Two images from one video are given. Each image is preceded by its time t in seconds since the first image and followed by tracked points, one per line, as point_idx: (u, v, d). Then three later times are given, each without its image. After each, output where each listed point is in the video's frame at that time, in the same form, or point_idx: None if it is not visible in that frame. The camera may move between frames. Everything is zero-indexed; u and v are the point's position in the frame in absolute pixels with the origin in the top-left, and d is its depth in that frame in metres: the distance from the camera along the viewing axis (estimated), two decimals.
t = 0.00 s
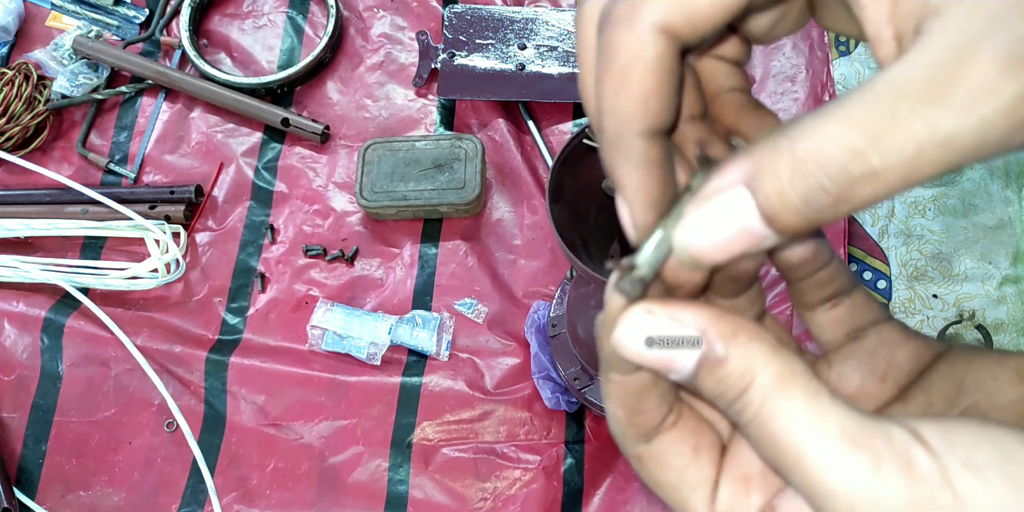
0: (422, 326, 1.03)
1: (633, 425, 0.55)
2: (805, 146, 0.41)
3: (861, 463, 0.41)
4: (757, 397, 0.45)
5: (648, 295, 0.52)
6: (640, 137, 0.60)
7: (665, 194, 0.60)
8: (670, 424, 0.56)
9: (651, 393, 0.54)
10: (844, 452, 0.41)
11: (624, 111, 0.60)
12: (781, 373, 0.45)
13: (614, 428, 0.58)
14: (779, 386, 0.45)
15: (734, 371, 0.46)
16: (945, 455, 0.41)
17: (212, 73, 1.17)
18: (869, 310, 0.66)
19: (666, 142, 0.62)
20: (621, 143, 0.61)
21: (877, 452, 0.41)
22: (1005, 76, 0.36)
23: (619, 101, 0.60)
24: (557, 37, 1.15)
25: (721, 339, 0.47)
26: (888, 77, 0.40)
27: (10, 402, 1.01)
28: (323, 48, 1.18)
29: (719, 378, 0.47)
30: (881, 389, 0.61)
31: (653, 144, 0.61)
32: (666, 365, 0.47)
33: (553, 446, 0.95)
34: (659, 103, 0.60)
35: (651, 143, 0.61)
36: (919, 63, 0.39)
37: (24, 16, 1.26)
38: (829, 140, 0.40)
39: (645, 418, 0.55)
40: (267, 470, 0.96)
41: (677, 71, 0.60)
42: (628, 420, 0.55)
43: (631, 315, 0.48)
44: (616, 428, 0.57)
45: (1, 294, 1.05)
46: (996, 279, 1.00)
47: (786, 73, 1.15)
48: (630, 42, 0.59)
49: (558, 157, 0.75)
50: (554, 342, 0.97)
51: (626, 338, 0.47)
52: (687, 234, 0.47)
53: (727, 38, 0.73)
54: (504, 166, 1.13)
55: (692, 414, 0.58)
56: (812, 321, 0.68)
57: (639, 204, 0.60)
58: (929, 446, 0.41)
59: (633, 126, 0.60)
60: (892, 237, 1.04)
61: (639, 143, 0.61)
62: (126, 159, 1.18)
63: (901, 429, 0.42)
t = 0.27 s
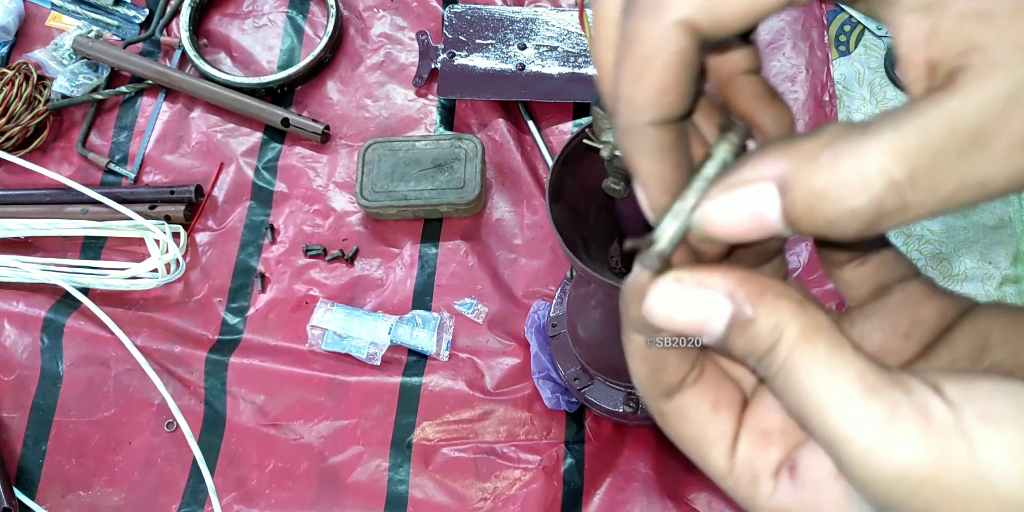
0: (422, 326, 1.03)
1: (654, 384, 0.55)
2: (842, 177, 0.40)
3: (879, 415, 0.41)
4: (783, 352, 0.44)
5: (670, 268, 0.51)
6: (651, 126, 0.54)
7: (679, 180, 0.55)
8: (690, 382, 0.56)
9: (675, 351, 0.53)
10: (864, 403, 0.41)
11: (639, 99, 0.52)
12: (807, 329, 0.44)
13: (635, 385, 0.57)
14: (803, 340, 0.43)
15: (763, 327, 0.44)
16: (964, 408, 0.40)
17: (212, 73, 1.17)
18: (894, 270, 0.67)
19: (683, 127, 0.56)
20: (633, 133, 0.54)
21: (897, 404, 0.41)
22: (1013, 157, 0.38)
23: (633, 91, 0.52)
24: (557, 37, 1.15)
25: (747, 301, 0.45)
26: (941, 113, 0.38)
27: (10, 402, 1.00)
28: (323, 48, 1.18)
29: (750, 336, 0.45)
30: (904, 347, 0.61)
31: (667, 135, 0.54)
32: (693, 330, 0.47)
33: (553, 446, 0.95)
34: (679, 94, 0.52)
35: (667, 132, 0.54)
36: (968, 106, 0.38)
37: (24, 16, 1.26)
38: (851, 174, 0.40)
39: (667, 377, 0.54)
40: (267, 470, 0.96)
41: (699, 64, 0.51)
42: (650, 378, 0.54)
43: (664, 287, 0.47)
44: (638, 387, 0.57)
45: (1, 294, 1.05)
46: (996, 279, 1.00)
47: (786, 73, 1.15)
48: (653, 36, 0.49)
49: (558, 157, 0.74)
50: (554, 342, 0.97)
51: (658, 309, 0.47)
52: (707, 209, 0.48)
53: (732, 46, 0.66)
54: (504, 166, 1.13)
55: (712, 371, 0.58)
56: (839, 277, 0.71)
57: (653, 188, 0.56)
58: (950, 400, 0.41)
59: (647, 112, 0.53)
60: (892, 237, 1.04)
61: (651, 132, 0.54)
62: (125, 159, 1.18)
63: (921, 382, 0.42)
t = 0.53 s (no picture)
0: (422, 326, 1.03)
1: (663, 404, 0.53)
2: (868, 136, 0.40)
3: (899, 429, 0.41)
4: (799, 370, 0.44)
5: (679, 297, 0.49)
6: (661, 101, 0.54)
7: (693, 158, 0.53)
8: (700, 402, 0.55)
9: (684, 375, 0.51)
10: (883, 419, 0.41)
11: (647, 76, 0.54)
12: (820, 347, 0.44)
13: (644, 410, 0.55)
14: (818, 358, 0.44)
15: (778, 347, 0.45)
16: (984, 420, 0.40)
17: (212, 73, 1.17)
18: (910, 281, 0.66)
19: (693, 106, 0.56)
20: (644, 111, 0.55)
21: (917, 417, 0.41)
22: None
23: (643, 67, 0.54)
24: (557, 37, 1.15)
25: (760, 321, 0.45)
26: (962, 72, 0.39)
27: (10, 402, 1.01)
28: (323, 48, 1.18)
29: (765, 356, 0.45)
30: (917, 363, 0.62)
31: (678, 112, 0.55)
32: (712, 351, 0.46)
33: (553, 446, 0.95)
34: (686, 69, 0.54)
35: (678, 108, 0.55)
36: (988, 66, 0.39)
37: (24, 16, 1.26)
38: (874, 141, 0.39)
39: (676, 398, 0.53)
40: (267, 471, 0.96)
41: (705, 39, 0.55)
42: (660, 401, 0.53)
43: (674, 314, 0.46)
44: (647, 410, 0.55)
45: (1, 294, 1.05)
46: (996, 279, 1.00)
47: (787, 73, 1.15)
48: (657, 11, 0.53)
49: (558, 157, 0.74)
50: (554, 342, 0.97)
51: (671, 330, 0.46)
52: (727, 188, 0.46)
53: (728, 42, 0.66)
54: (504, 166, 1.13)
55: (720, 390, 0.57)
56: (852, 294, 0.68)
57: (669, 170, 0.54)
58: (970, 413, 0.41)
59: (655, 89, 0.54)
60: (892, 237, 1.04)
61: (662, 108, 0.54)
62: (125, 159, 1.18)
63: (941, 395, 0.42)
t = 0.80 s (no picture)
0: (422, 326, 1.03)
1: (645, 418, 0.53)
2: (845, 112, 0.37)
3: (890, 456, 0.41)
4: (788, 392, 0.44)
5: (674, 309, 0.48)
6: (649, 93, 0.53)
7: (696, 147, 0.53)
8: (680, 413, 0.54)
9: (663, 387, 0.51)
10: (874, 445, 0.41)
11: (630, 72, 0.53)
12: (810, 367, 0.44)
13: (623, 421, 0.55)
14: (808, 379, 0.43)
15: (767, 368, 0.44)
16: (973, 451, 0.41)
17: (212, 73, 1.17)
18: (882, 280, 0.65)
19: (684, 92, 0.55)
20: (635, 106, 0.54)
21: (907, 445, 0.41)
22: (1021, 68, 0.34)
23: (623, 62, 0.53)
24: (557, 38, 1.15)
25: (748, 343, 0.45)
26: (932, 32, 0.35)
27: (10, 402, 1.01)
28: (323, 48, 1.18)
29: (753, 377, 0.45)
30: (894, 363, 0.62)
31: (670, 101, 0.54)
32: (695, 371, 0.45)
33: (553, 446, 0.95)
34: (667, 60, 0.53)
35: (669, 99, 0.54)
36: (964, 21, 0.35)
37: (24, 16, 1.26)
38: (848, 116, 0.36)
39: (656, 411, 0.52)
40: (267, 470, 0.95)
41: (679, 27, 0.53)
42: (640, 414, 0.53)
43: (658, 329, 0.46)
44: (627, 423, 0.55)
45: (1, 294, 1.05)
46: (996, 279, 1.00)
47: (786, 73, 1.15)
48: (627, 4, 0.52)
49: (558, 158, 0.74)
50: (554, 342, 0.97)
51: (657, 355, 0.46)
52: (714, 184, 0.43)
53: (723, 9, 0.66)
54: (504, 166, 1.13)
55: (702, 398, 0.56)
56: (824, 297, 0.67)
57: (672, 159, 0.53)
58: (961, 444, 0.42)
59: (643, 83, 0.53)
60: (892, 237, 1.04)
61: (651, 101, 0.53)
62: (125, 159, 1.18)
63: (932, 424, 0.43)
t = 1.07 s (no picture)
0: (422, 326, 1.03)
1: (685, 366, 0.54)
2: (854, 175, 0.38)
3: (930, 411, 0.40)
4: (831, 344, 0.43)
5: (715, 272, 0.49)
6: (654, 130, 0.53)
7: (700, 181, 0.53)
8: (722, 362, 0.55)
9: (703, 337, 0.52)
10: (914, 400, 0.41)
11: (632, 108, 0.52)
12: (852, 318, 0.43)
13: (666, 372, 0.56)
14: (852, 328, 0.43)
15: (812, 318, 0.44)
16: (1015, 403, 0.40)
17: (213, 73, 1.17)
18: (911, 235, 0.65)
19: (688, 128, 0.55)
20: (636, 144, 0.53)
21: (948, 399, 0.41)
22: None
23: (625, 101, 0.53)
24: (557, 38, 1.15)
25: (793, 293, 0.44)
26: (945, 86, 0.38)
27: (10, 402, 1.00)
28: (323, 48, 1.18)
29: (797, 328, 0.44)
30: (933, 314, 0.60)
31: (674, 137, 0.53)
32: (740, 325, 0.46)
33: (553, 446, 0.95)
34: (671, 96, 0.52)
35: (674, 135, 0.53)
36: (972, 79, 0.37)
37: (24, 16, 1.26)
38: (862, 171, 0.38)
39: (698, 359, 0.54)
40: (267, 470, 0.95)
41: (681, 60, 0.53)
42: (681, 364, 0.54)
43: (706, 285, 0.47)
44: (668, 373, 0.56)
45: (2, 294, 1.05)
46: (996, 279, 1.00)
47: (786, 73, 1.15)
48: (630, 42, 0.52)
49: (558, 158, 0.74)
50: (554, 342, 0.97)
51: (703, 303, 0.47)
52: (726, 232, 0.45)
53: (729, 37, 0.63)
54: (504, 166, 1.13)
55: (741, 349, 0.57)
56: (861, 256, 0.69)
57: (677, 196, 0.53)
58: (1000, 394, 0.41)
59: (647, 118, 0.53)
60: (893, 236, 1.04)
61: (654, 138, 0.53)
62: (125, 159, 1.18)
63: (971, 374, 0.42)
